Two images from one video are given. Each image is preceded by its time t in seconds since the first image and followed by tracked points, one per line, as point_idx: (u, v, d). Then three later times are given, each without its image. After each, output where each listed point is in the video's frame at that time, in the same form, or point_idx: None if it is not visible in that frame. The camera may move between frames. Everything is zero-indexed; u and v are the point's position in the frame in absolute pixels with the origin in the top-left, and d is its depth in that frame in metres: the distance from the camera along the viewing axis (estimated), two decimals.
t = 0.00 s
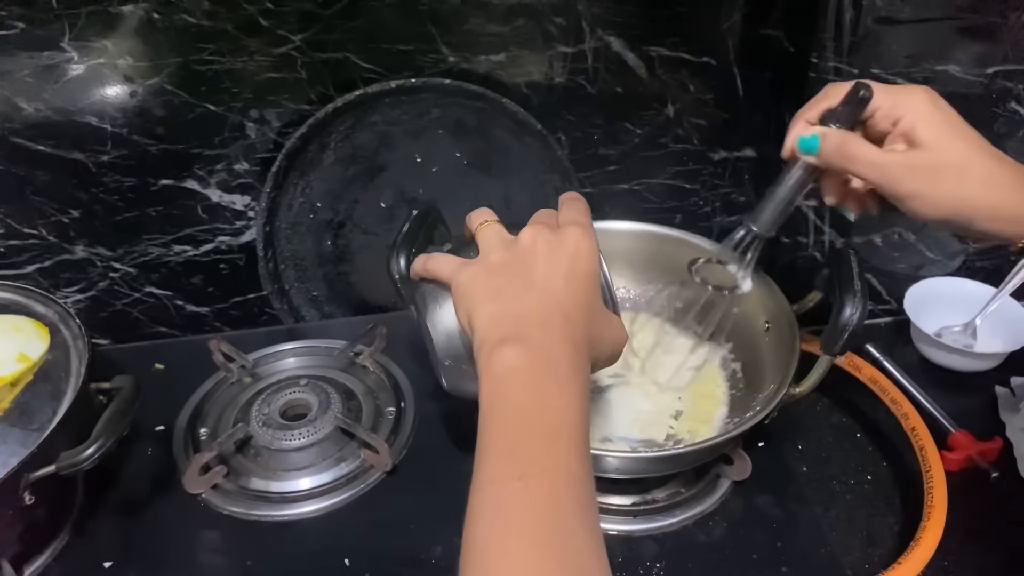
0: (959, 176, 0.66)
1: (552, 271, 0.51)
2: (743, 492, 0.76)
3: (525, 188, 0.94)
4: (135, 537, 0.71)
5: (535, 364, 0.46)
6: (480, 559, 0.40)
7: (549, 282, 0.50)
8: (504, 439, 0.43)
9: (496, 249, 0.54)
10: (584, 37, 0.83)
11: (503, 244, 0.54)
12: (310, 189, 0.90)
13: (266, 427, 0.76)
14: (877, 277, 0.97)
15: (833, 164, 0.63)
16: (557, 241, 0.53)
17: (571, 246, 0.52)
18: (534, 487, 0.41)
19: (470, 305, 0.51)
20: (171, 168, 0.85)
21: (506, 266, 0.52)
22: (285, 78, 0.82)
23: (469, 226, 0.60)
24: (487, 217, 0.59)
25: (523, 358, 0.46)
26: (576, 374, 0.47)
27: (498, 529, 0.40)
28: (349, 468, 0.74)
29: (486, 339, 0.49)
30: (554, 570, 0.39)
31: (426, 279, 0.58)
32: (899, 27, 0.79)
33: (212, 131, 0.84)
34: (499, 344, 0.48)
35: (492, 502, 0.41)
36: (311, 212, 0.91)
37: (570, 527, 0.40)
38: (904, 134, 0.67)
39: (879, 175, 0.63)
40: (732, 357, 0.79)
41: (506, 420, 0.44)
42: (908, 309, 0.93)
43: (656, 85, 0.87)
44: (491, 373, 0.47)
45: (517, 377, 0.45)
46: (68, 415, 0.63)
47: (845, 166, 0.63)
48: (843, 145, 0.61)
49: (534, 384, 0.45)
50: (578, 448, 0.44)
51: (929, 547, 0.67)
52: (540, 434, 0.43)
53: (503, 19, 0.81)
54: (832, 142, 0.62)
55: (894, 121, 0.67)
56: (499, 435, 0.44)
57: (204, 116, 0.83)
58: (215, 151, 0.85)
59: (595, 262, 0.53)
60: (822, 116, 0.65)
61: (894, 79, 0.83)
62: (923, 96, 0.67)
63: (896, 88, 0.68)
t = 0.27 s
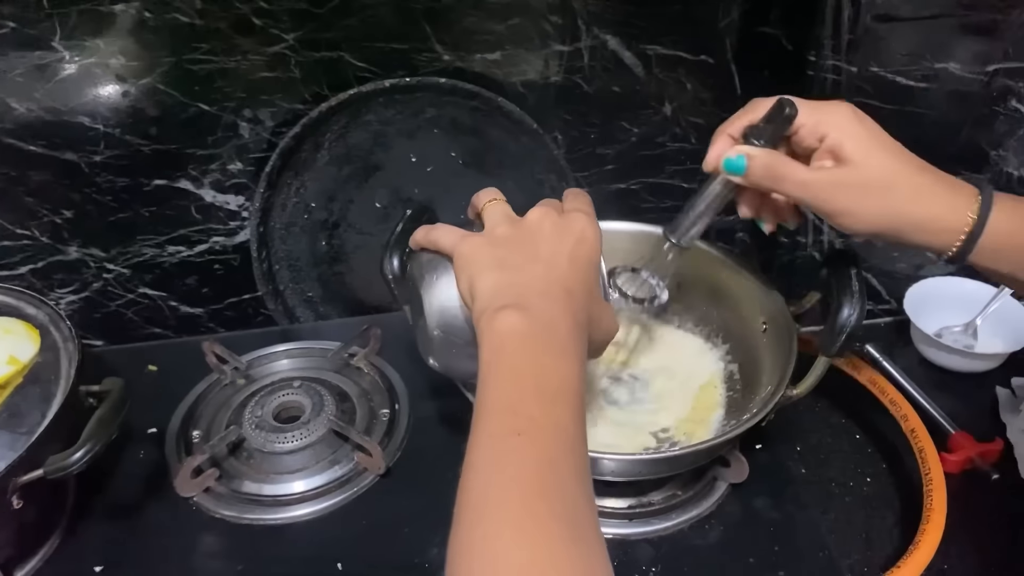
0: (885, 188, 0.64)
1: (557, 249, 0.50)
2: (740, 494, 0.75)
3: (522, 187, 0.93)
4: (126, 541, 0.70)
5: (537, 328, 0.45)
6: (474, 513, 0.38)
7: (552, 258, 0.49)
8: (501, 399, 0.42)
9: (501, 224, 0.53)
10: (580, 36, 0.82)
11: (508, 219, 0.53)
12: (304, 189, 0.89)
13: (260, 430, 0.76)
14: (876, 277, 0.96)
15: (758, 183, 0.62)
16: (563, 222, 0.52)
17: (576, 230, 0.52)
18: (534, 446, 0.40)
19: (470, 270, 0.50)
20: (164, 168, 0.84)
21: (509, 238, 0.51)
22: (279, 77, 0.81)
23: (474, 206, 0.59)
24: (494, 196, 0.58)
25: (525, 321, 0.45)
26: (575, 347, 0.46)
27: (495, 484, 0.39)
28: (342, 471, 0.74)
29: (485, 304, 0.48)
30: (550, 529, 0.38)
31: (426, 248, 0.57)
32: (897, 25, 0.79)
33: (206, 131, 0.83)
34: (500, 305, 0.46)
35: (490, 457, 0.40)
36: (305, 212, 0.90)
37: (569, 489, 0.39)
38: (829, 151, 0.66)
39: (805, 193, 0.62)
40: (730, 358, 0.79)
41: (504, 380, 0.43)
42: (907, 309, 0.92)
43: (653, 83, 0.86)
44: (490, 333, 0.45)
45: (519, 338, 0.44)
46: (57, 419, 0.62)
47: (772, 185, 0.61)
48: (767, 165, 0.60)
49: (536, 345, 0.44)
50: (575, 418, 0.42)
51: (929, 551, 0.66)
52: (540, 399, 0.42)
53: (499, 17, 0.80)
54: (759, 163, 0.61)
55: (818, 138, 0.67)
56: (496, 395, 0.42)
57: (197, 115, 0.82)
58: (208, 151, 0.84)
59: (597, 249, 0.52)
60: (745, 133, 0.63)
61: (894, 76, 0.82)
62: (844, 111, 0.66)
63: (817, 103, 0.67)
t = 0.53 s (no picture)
0: (968, 196, 0.64)
1: (559, 253, 0.50)
2: (742, 496, 0.75)
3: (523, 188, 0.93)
4: (127, 542, 0.70)
5: (539, 333, 0.45)
6: (470, 513, 0.38)
7: (555, 261, 0.49)
8: (504, 403, 0.42)
9: (503, 225, 0.53)
10: (582, 36, 0.82)
11: (510, 221, 0.53)
12: (305, 190, 0.89)
13: (260, 431, 0.76)
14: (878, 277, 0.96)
15: (837, 190, 0.59)
16: (566, 227, 0.52)
17: (577, 235, 0.52)
18: (531, 449, 0.40)
19: (472, 271, 0.50)
20: (165, 168, 0.84)
21: (511, 239, 0.51)
22: (279, 77, 0.81)
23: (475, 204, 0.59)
24: (496, 196, 0.58)
25: (527, 325, 0.45)
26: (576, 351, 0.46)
27: (491, 486, 0.39)
28: (343, 472, 0.74)
29: (486, 305, 0.47)
30: (546, 531, 0.37)
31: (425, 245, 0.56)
32: (900, 23, 0.78)
33: (206, 132, 0.83)
34: (502, 308, 0.46)
35: (487, 459, 0.40)
36: (306, 212, 0.90)
37: (566, 493, 0.39)
38: (909, 155, 0.66)
39: (883, 196, 0.59)
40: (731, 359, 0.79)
41: (505, 384, 0.43)
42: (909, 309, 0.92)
43: (655, 83, 0.86)
44: (491, 336, 0.45)
45: (521, 342, 0.44)
46: (57, 421, 0.62)
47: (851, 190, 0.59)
48: (844, 171, 0.58)
49: (537, 348, 0.44)
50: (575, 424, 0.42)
51: (931, 553, 0.66)
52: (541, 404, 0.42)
53: (500, 17, 0.80)
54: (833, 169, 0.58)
55: (899, 143, 0.66)
56: (497, 399, 0.42)
57: (197, 116, 0.82)
58: (210, 151, 0.84)
59: (598, 255, 0.52)
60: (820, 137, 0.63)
61: (896, 76, 0.81)
62: (921, 112, 0.66)
63: (895, 108, 0.66)
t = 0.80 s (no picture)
0: (928, 183, 0.64)
1: (597, 235, 0.49)
2: (751, 499, 0.74)
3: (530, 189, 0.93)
4: (135, 544, 0.70)
5: (576, 311, 0.44)
6: (503, 488, 0.38)
7: (592, 243, 0.48)
8: (538, 378, 0.41)
9: (540, 203, 0.52)
10: (590, 37, 0.82)
11: (549, 199, 0.52)
12: (313, 191, 0.89)
13: (269, 433, 0.76)
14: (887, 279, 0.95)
15: (800, 175, 0.64)
16: (605, 209, 0.51)
17: (616, 219, 0.50)
18: (567, 427, 0.39)
19: (507, 246, 0.49)
20: (173, 170, 0.84)
21: (549, 218, 0.50)
22: (287, 78, 0.81)
23: (513, 181, 0.58)
24: (535, 173, 0.57)
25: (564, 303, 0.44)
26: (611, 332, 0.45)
27: (524, 461, 0.38)
28: (351, 475, 0.74)
29: (522, 279, 0.46)
30: (579, 511, 0.37)
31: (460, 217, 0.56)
32: (911, 24, 0.77)
33: (214, 133, 0.83)
34: (539, 283, 0.45)
35: (521, 434, 0.39)
36: (314, 214, 0.90)
37: (599, 473, 0.39)
38: (874, 146, 0.65)
39: (845, 187, 0.63)
40: (741, 361, 0.78)
41: (541, 359, 0.42)
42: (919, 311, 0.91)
43: (663, 84, 0.85)
44: (526, 310, 0.44)
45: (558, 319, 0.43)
46: (66, 423, 0.62)
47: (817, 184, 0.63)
48: (811, 158, 0.62)
49: (574, 325, 0.43)
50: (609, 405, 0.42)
51: (941, 559, 0.65)
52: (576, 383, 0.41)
53: (508, 18, 0.80)
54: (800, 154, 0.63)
55: (864, 133, 0.65)
56: (532, 374, 0.41)
57: (205, 117, 0.82)
58: (218, 152, 0.84)
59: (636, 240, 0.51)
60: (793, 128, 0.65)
61: (906, 77, 0.80)
62: (890, 104, 0.65)
63: (866, 98, 0.65)
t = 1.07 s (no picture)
0: (941, 213, 0.63)
1: (617, 223, 0.49)
2: (761, 501, 0.74)
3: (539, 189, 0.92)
4: (144, 544, 0.70)
5: (596, 291, 0.43)
6: (519, 454, 0.37)
7: (613, 230, 0.48)
8: (559, 352, 0.41)
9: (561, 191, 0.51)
10: (599, 37, 0.81)
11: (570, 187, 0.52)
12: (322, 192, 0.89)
13: (278, 434, 0.76)
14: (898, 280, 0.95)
15: (809, 217, 0.59)
16: (625, 199, 0.51)
17: (637, 210, 0.50)
18: (588, 399, 0.39)
19: (528, 230, 0.48)
20: (182, 170, 0.84)
21: (570, 205, 0.50)
22: (296, 78, 0.81)
23: (533, 171, 0.59)
24: (556, 163, 0.58)
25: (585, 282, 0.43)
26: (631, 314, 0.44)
27: (544, 431, 0.38)
28: (360, 475, 0.74)
29: (542, 261, 0.46)
30: (598, 478, 0.36)
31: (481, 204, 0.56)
32: (924, 24, 0.76)
33: (223, 133, 0.83)
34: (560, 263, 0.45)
35: (540, 402, 0.38)
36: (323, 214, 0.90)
37: (618, 445, 0.38)
38: (883, 175, 0.64)
39: (862, 223, 0.61)
40: (752, 363, 0.78)
41: (562, 333, 0.41)
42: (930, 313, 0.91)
43: (673, 85, 0.85)
44: (547, 289, 0.44)
45: (580, 297, 0.43)
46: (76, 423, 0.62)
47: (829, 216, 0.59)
48: (820, 197, 0.57)
49: (594, 304, 0.43)
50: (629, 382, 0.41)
51: (953, 561, 0.65)
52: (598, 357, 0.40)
53: (517, 18, 0.80)
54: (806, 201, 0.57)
55: (867, 163, 0.64)
56: (553, 348, 0.41)
57: (214, 117, 0.82)
58: (227, 152, 0.84)
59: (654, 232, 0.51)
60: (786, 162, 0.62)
61: (918, 78, 0.80)
62: (888, 130, 0.64)
63: (863, 126, 0.65)
